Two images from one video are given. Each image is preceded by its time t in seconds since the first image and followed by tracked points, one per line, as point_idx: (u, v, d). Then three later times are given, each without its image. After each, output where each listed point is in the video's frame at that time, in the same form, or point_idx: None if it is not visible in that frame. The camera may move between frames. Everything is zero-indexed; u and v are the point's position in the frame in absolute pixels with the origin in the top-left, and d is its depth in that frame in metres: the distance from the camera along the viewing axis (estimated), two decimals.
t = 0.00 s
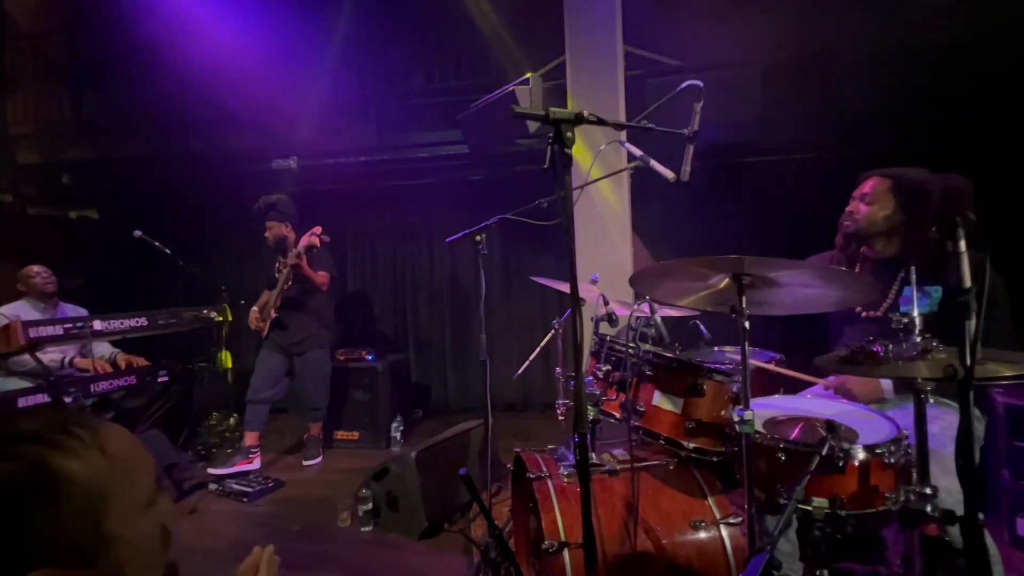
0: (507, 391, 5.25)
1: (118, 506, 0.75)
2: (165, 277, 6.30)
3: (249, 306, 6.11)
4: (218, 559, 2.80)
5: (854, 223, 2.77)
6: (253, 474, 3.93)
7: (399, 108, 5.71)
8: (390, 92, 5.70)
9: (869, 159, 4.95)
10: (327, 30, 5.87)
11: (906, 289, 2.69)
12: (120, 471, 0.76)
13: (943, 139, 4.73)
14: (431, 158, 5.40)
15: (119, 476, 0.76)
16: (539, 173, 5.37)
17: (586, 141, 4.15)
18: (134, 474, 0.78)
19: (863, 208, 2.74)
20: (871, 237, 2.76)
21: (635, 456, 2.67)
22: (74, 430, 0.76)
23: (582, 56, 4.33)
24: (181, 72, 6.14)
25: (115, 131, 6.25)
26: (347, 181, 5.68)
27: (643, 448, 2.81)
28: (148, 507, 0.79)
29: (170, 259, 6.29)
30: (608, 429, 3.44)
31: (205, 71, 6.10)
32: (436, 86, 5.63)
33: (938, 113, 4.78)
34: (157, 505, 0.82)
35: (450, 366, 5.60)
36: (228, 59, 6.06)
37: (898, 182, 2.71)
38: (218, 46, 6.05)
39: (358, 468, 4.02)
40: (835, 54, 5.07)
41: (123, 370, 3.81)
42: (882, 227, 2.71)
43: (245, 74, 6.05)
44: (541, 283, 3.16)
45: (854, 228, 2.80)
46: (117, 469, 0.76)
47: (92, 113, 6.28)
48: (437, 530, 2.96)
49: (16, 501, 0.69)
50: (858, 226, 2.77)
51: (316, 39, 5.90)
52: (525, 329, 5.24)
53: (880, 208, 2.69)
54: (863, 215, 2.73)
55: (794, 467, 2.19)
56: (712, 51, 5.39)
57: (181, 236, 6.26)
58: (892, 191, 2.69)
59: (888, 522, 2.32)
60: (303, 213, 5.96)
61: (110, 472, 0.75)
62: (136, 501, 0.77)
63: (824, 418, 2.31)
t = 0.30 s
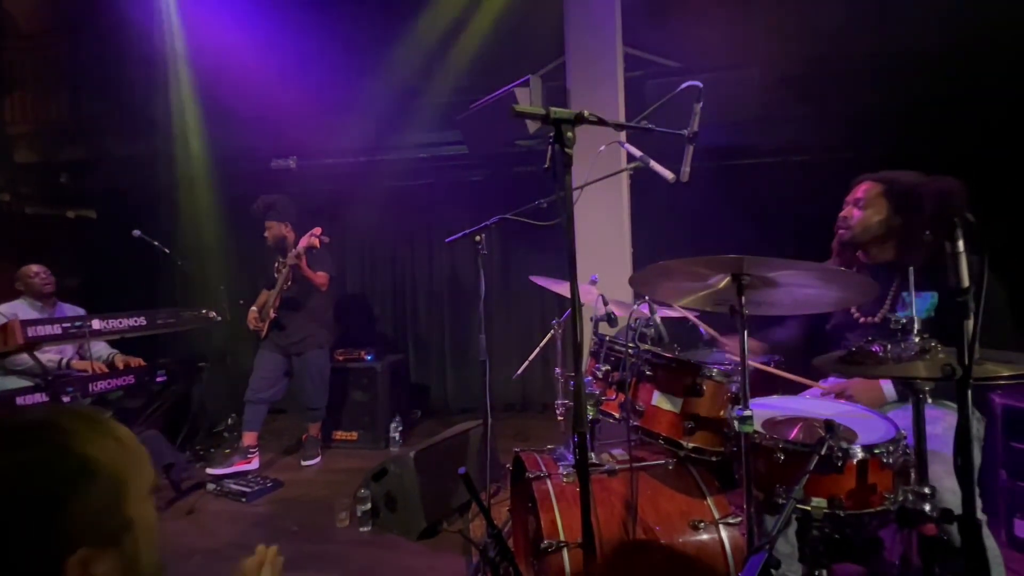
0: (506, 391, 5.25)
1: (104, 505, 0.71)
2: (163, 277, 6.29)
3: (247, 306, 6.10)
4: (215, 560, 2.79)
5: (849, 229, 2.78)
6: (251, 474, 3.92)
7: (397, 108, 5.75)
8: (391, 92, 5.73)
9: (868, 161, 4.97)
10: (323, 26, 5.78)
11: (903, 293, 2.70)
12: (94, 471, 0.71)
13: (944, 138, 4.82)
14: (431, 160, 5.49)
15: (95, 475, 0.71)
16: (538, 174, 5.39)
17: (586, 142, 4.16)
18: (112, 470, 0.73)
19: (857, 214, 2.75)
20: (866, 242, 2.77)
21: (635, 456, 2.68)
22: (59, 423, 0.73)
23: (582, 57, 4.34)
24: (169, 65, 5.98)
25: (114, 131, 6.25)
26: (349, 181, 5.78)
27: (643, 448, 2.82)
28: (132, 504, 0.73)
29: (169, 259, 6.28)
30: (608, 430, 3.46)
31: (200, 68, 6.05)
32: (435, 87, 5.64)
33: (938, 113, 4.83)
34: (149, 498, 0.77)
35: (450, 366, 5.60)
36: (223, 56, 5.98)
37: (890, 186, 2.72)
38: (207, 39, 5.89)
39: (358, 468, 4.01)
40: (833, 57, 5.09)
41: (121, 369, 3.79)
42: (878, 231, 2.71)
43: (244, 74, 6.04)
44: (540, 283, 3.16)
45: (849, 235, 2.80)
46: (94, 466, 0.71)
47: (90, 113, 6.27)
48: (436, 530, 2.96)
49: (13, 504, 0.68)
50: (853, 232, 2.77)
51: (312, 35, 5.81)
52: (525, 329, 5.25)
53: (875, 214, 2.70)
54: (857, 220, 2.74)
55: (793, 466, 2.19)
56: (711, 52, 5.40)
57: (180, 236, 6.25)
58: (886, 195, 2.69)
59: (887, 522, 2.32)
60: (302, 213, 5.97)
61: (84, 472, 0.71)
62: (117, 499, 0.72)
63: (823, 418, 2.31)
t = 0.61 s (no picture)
0: (507, 392, 5.26)
1: (117, 502, 0.73)
2: (165, 277, 6.32)
3: (249, 306, 6.12)
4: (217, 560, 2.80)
5: (846, 241, 2.81)
6: (252, 474, 3.93)
7: (397, 108, 5.78)
8: (395, 94, 5.77)
9: (869, 162, 4.97)
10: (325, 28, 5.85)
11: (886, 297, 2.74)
12: (109, 472, 0.72)
13: (944, 139, 4.80)
14: (434, 159, 5.45)
15: (111, 474, 0.73)
16: (539, 175, 5.40)
17: (587, 143, 4.16)
18: (126, 469, 0.74)
19: (848, 225, 2.79)
20: (863, 251, 2.81)
21: (636, 457, 2.67)
22: (67, 426, 0.74)
23: (583, 59, 4.35)
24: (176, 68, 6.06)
25: (117, 131, 6.29)
26: (351, 182, 5.73)
27: (643, 449, 2.81)
28: (143, 504, 0.75)
29: (171, 259, 6.31)
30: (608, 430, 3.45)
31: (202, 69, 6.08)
32: (438, 88, 5.67)
33: (940, 114, 4.82)
34: (152, 499, 0.78)
35: (451, 366, 5.60)
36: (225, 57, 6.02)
37: (874, 197, 2.80)
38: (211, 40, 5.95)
39: (358, 469, 4.02)
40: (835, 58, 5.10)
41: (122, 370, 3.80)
42: (874, 240, 2.77)
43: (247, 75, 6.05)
44: (541, 284, 3.16)
45: (845, 246, 2.84)
46: (108, 465, 0.73)
47: (93, 114, 6.31)
48: (437, 530, 2.97)
49: (14, 505, 0.68)
50: (849, 244, 2.80)
51: (313, 37, 5.85)
52: (525, 330, 5.25)
53: (866, 224, 2.75)
54: (850, 232, 2.78)
55: (794, 468, 2.18)
56: (713, 54, 5.41)
57: (182, 236, 6.28)
58: (871, 206, 2.77)
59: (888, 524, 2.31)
60: (304, 214, 6.00)
61: (99, 473, 0.72)
62: (131, 499, 0.74)
63: (823, 420, 2.31)
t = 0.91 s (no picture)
0: (509, 393, 5.26)
1: (130, 504, 0.82)
2: (170, 277, 6.36)
3: (252, 307, 6.15)
4: (220, 560, 2.81)
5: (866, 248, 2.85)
6: (256, 474, 3.94)
7: (403, 110, 5.76)
8: (398, 94, 5.75)
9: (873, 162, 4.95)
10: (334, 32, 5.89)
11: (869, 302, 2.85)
12: (134, 473, 0.82)
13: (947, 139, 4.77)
14: (437, 159, 5.39)
15: (128, 478, 0.82)
16: (542, 175, 5.40)
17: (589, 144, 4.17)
18: (139, 475, 0.83)
19: (866, 234, 2.83)
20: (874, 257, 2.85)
21: (639, 458, 2.67)
22: (86, 432, 0.79)
23: (586, 59, 4.34)
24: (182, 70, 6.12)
25: (123, 133, 6.34)
26: (353, 182, 5.67)
27: (646, 450, 2.81)
28: (152, 501, 0.86)
29: (176, 259, 6.34)
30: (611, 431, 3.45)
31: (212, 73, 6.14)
32: (440, 88, 5.67)
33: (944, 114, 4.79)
34: (153, 496, 0.88)
35: (453, 366, 5.61)
36: (231, 59, 6.07)
37: (879, 202, 2.87)
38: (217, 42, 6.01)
39: (362, 469, 4.02)
40: (838, 57, 5.08)
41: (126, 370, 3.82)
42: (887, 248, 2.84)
43: (251, 76, 6.10)
44: (544, 283, 3.15)
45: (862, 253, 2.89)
46: (127, 469, 0.82)
47: (99, 115, 6.36)
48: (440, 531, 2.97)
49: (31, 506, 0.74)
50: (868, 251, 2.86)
51: (319, 39, 5.90)
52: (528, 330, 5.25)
53: (885, 233, 2.80)
54: (869, 240, 2.82)
55: (798, 469, 2.17)
56: (716, 53, 5.39)
57: (187, 237, 6.32)
58: (882, 213, 2.83)
59: (893, 526, 2.31)
60: (307, 214, 6.02)
61: (124, 474, 0.81)
62: (144, 496, 0.84)
63: (827, 420, 2.30)
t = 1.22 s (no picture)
0: (511, 392, 5.26)
1: (145, 499, 0.71)
2: (174, 277, 6.38)
3: (255, 306, 6.16)
4: (224, 558, 2.82)
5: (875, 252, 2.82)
6: (260, 473, 3.96)
7: (406, 110, 5.77)
8: (401, 94, 5.76)
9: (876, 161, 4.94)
10: (338, 34, 5.94)
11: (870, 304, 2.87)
12: (143, 471, 0.71)
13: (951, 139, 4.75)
14: (440, 159, 5.39)
15: (138, 472, 0.71)
16: (545, 175, 5.40)
17: (592, 144, 4.17)
18: (151, 466, 0.72)
19: (877, 238, 2.79)
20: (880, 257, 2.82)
21: (642, 458, 2.66)
22: (87, 423, 0.70)
23: (589, 58, 4.34)
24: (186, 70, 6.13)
25: (127, 133, 6.36)
26: (357, 182, 5.67)
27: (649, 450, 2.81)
28: (165, 499, 0.75)
29: (179, 259, 6.36)
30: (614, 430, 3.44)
31: (216, 72, 6.16)
32: (442, 88, 5.67)
33: (947, 113, 4.77)
34: (166, 493, 0.77)
35: (455, 366, 5.62)
36: (235, 60, 6.10)
37: (888, 203, 2.83)
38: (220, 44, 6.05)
39: (364, 468, 4.03)
40: (841, 56, 5.07)
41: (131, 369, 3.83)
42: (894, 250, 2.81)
43: (255, 77, 6.11)
44: (547, 283, 3.14)
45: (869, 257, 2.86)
46: (136, 460, 0.71)
47: (103, 115, 6.38)
48: (443, 530, 2.98)
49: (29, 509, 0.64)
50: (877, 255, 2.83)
51: (322, 40, 5.93)
52: (530, 330, 5.25)
53: (893, 237, 2.78)
54: (880, 244, 2.79)
55: (801, 469, 2.17)
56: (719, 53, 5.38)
57: (190, 236, 6.34)
58: (892, 214, 2.79)
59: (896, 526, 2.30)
60: (309, 214, 6.03)
61: (132, 473, 0.70)
62: (158, 496, 0.73)
63: (831, 421, 2.30)
